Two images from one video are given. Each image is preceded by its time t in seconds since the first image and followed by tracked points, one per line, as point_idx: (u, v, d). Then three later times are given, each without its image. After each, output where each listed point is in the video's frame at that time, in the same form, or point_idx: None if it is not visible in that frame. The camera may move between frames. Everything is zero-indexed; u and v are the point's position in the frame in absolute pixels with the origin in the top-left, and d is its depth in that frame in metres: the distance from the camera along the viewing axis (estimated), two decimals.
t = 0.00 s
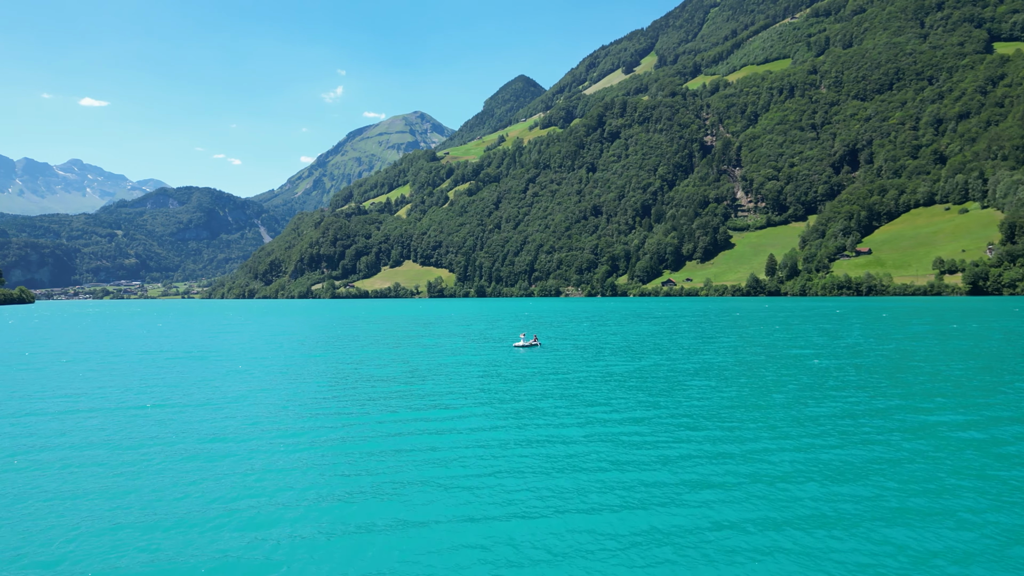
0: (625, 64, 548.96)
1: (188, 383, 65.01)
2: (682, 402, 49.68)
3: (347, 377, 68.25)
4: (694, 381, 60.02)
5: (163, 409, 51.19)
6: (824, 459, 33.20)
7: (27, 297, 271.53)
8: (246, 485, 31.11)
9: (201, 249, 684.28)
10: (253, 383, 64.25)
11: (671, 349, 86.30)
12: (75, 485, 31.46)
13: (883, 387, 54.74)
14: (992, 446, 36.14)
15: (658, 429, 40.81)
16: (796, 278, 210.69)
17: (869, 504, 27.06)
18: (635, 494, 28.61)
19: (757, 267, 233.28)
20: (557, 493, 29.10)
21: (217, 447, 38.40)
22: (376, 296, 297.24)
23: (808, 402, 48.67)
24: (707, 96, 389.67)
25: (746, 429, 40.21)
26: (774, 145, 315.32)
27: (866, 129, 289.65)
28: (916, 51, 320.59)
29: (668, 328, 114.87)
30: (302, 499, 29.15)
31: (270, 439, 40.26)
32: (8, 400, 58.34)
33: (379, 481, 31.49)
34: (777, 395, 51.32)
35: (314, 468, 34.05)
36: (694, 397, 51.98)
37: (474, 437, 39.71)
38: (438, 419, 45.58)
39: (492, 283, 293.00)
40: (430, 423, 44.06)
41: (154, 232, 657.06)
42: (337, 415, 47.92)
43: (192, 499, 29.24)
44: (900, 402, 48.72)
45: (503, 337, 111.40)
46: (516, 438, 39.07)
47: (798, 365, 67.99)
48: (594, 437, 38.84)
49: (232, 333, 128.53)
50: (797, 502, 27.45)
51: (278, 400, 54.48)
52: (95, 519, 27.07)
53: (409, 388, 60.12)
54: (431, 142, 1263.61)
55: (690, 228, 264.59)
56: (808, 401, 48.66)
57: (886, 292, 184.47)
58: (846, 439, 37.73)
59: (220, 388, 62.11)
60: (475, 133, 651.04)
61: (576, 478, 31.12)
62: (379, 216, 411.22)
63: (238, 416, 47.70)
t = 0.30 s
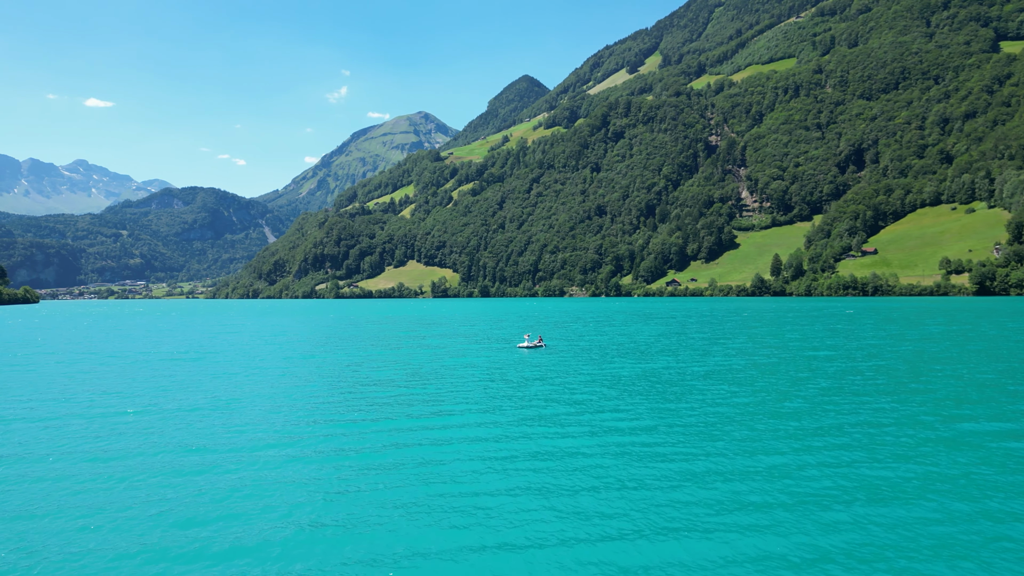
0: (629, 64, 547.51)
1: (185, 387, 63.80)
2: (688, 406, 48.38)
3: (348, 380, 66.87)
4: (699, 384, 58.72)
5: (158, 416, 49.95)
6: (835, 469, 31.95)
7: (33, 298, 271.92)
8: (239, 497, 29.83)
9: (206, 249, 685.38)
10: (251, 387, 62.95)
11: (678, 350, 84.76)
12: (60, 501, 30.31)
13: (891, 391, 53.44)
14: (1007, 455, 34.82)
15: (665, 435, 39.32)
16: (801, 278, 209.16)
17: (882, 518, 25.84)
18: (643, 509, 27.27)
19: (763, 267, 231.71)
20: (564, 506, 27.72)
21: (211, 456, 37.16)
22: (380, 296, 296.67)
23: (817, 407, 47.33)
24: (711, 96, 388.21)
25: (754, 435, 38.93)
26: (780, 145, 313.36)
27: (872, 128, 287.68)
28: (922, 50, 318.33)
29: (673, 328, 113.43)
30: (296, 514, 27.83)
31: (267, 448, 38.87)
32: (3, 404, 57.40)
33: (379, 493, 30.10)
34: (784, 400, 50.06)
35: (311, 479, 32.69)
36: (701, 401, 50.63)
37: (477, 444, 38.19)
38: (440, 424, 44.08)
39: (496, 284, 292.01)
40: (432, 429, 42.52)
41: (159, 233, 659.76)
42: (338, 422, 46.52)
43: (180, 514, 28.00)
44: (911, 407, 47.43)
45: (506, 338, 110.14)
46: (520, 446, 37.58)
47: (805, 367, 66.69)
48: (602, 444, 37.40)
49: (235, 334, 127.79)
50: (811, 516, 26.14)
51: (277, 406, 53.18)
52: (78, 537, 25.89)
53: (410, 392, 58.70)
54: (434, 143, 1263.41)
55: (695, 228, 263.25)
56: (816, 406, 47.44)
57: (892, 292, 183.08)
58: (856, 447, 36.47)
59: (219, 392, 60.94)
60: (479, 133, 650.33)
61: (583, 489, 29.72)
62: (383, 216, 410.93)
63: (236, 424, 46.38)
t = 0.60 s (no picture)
0: (632, 64, 546.29)
1: (184, 387, 63.11)
2: (691, 407, 47.61)
3: (349, 381, 65.95)
4: (703, 385, 57.93)
5: (156, 416, 49.19)
6: (843, 471, 31.15)
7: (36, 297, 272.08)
8: (236, 498, 29.10)
9: (209, 249, 685.81)
10: (251, 388, 62.18)
11: (682, 351, 83.86)
12: (51, 501, 29.59)
13: (897, 392, 52.69)
14: None
15: (670, 436, 38.61)
16: (805, 278, 208.01)
17: (892, 522, 25.08)
18: (662, 511, 26.44)
19: (766, 267, 230.56)
20: (569, 508, 27.03)
21: (209, 456, 36.40)
22: (382, 296, 296.25)
23: (829, 407, 46.45)
24: (715, 95, 387.06)
25: (760, 436, 38.12)
26: (783, 144, 311.86)
27: (876, 128, 286.29)
28: (927, 49, 316.28)
29: (677, 329, 112.49)
30: (296, 514, 27.20)
31: (266, 447, 38.14)
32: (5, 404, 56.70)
33: (380, 495, 29.38)
34: (789, 401, 49.26)
35: (310, 479, 31.97)
36: (706, 402, 49.78)
37: (481, 444, 37.42)
38: (443, 425, 43.30)
39: (499, 283, 290.75)
40: (435, 430, 41.73)
41: (162, 233, 661.18)
42: (338, 422, 45.69)
43: (175, 514, 27.36)
44: (918, 408, 46.66)
45: (509, 338, 109.35)
46: (524, 446, 36.81)
47: (810, 368, 65.84)
48: (606, 445, 36.66)
49: (239, 334, 127.06)
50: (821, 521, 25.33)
51: (278, 406, 52.42)
52: (68, 538, 25.14)
53: (413, 393, 57.80)
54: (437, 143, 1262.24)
55: (699, 227, 262.15)
56: (822, 407, 46.60)
57: (897, 292, 181.95)
58: (875, 447, 35.53)
59: (218, 392, 60.23)
60: (482, 133, 649.37)
61: (588, 491, 29.00)
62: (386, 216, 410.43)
63: (234, 424, 45.64)
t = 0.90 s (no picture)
0: (634, 64, 545.58)
1: (177, 389, 61.50)
2: (696, 409, 46.22)
3: (346, 382, 64.48)
4: (707, 385, 56.74)
5: (146, 419, 47.81)
6: (856, 481, 29.83)
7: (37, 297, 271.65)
8: (224, 515, 27.74)
9: (210, 249, 686.05)
10: (246, 389, 60.63)
11: (685, 352, 82.34)
12: (25, 516, 28.06)
13: (903, 392, 51.51)
14: None
15: (675, 441, 37.43)
16: (807, 278, 206.97)
17: (913, 540, 23.72)
18: (672, 526, 25.26)
19: (768, 267, 229.43)
20: (570, 524, 25.64)
21: (198, 466, 34.96)
22: (383, 296, 295.65)
23: (837, 409, 45.33)
24: (716, 95, 385.99)
25: (766, 441, 36.84)
26: (785, 144, 310.75)
27: (878, 127, 285.02)
28: (929, 48, 314.85)
29: (680, 329, 111.07)
30: (285, 530, 25.88)
31: (258, 455, 36.72)
32: None
33: (374, 510, 27.99)
34: (795, 403, 47.90)
35: (305, 491, 30.62)
36: (709, 403, 48.58)
37: (480, 451, 36.10)
38: (441, 429, 41.96)
39: (499, 283, 289.32)
40: (433, 435, 40.34)
41: (163, 232, 661.57)
42: (333, 426, 44.36)
43: (159, 530, 26.00)
44: (927, 409, 45.62)
45: (508, 338, 107.85)
46: (523, 453, 35.42)
47: (816, 369, 64.55)
48: (611, 452, 35.30)
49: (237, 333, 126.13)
50: (837, 539, 23.93)
51: (273, 408, 50.97)
52: (48, 560, 23.79)
53: (411, 394, 56.36)
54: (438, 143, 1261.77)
55: (700, 226, 261.00)
56: (827, 409, 45.44)
57: (899, 292, 180.93)
58: (888, 453, 34.39)
59: (210, 394, 58.55)
60: (482, 133, 648.64)
61: (594, 504, 27.67)
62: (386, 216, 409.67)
63: (227, 428, 44.21)
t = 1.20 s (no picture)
0: (634, 63, 545.02)
1: (169, 391, 60.00)
2: (701, 414, 44.93)
3: (343, 384, 62.85)
4: (711, 387, 55.47)
5: (135, 423, 46.29)
6: (875, 497, 28.51)
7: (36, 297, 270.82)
8: (212, 534, 26.26)
9: (210, 249, 685.64)
10: (240, 391, 59.12)
11: (687, 352, 81.15)
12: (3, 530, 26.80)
13: (912, 395, 50.41)
14: None
15: (679, 449, 36.14)
16: (808, 278, 205.96)
17: (941, 561, 22.48)
18: (680, 545, 24.05)
19: (769, 266, 228.43)
20: (577, 545, 24.29)
21: (187, 476, 33.50)
22: (382, 296, 295.01)
23: (841, 412, 44.49)
24: (716, 95, 385.22)
25: (772, 448, 35.87)
26: (785, 144, 309.69)
27: (879, 127, 283.83)
28: (930, 48, 313.67)
29: (682, 329, 109.77)
30: (271, 551, 24.62)
31: (249, 464, 35.23)
32: None
33: (371, 529, 26.54)
34: (804, 407, 46.62)
35: (298, 507, 29.17)
36: (714, 406, 47.33)
37: (481, 462, 34.64)
38: (441, 437, 40.50)
39: (499, 283, 287.99)
40: (433, 443, 38.88)
41: (163, 233, 661.47)
42: (329, 431, 42.83)
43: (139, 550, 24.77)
44: (934, 412, 44.68)
45: (508, 338, 106.46)
46: (527, 465, 33.97)
47: (820, 370, 63.48)
48: (618, 463, 33.86)
49: (236, 334, 124.98)
50: (859, 561, 22.64)
51: (267, 412, 49.45)
52: None
53: (409, 396, 54.86)
54: (437, 143, 1260.75)
55: (701, 226, 259.83)
56: (832, 412, 44.52)
57: (900, 292, 179.93)
58: (897, 461, 33.48)
59: (202, 396, 57.04)
60: (482, 133, 647.92)
61: (603, 523, 26.28)
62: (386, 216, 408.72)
63: (218, 434, 42.65)
